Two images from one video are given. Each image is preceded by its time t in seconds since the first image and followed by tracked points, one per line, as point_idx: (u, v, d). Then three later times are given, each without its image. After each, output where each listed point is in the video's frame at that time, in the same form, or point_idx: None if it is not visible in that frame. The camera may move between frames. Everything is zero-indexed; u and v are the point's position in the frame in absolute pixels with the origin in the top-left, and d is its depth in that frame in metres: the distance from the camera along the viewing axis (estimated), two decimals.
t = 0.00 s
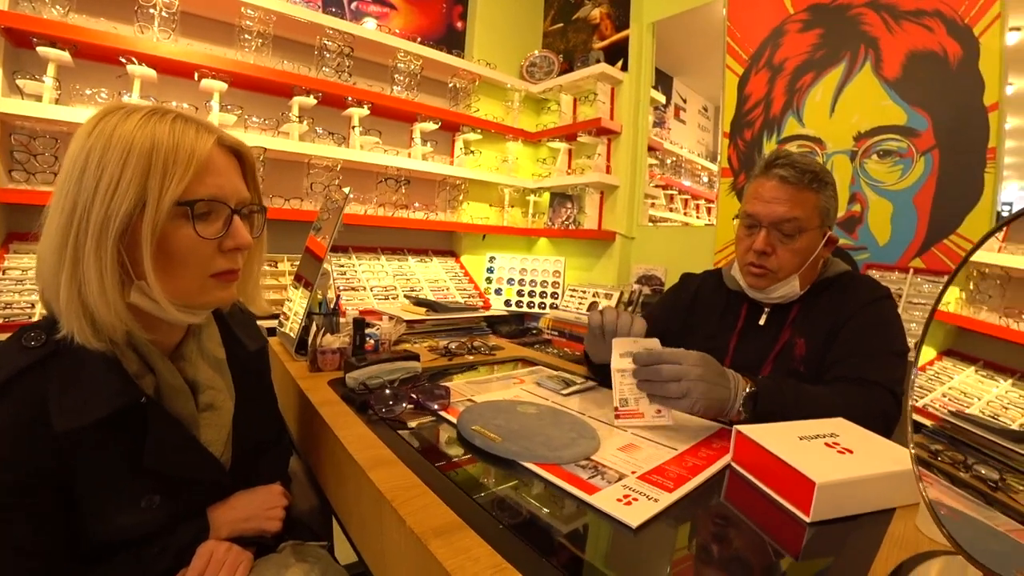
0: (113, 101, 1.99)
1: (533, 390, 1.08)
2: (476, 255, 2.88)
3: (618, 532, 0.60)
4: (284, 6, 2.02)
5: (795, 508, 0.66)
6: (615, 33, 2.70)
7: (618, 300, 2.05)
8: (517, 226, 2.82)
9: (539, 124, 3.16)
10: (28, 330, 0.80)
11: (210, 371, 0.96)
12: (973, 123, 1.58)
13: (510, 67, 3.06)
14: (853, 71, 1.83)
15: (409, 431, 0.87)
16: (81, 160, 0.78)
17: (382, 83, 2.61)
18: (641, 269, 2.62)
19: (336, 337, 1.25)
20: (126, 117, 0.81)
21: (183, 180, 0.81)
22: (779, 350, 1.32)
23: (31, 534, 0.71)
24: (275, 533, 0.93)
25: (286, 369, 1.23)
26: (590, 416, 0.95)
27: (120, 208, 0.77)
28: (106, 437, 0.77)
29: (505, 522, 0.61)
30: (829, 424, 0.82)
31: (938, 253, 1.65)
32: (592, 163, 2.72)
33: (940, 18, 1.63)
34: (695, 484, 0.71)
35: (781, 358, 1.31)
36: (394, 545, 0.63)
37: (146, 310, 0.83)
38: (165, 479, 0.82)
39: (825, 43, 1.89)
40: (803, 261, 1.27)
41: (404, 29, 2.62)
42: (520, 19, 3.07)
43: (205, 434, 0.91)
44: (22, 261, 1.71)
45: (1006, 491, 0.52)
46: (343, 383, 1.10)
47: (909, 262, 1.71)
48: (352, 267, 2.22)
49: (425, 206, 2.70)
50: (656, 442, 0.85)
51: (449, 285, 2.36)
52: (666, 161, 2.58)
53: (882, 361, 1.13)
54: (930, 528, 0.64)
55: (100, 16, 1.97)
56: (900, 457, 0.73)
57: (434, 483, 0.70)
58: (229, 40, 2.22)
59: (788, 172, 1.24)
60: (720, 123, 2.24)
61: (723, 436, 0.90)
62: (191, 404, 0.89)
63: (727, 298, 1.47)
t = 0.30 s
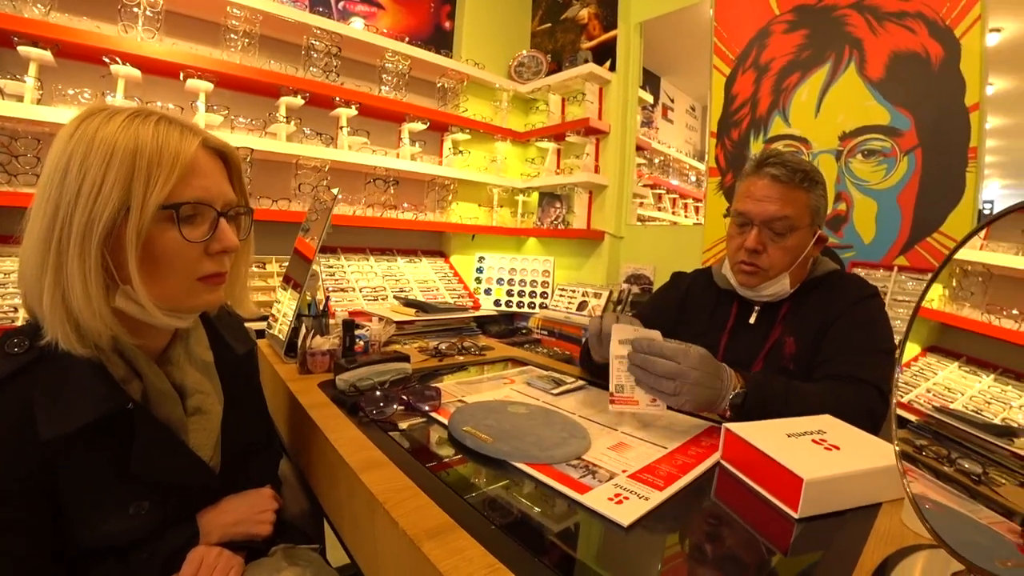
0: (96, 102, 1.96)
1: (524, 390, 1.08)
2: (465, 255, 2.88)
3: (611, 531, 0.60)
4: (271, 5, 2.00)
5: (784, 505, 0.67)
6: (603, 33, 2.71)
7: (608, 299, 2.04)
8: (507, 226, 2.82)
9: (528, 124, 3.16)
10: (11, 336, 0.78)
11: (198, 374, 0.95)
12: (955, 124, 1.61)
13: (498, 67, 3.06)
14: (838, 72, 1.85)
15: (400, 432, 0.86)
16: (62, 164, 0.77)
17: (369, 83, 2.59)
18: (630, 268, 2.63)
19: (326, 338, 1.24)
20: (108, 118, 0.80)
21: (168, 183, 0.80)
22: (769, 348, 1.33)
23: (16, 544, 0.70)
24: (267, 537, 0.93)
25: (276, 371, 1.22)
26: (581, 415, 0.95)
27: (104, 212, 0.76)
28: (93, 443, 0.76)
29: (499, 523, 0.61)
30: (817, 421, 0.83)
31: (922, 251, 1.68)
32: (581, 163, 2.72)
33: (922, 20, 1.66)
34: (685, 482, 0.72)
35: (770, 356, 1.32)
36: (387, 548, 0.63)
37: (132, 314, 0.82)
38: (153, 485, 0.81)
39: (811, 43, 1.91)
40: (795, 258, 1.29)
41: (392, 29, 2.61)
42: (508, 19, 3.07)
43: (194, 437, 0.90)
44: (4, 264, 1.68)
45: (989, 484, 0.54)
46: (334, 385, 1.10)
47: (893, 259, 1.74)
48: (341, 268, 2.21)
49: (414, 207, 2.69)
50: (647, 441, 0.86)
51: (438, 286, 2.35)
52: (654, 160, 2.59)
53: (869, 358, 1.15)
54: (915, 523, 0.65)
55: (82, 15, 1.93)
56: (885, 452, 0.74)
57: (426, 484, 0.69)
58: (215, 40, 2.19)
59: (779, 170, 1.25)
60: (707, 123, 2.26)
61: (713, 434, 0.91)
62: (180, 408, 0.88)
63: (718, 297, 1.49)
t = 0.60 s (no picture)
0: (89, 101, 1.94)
1: (524, 392, 1.08)
2: (461, 255, 2.87)
3: (614, 533, 0.60)
4: (265, 4, 1.99)
5: (785, 506, 0.67)
6: (598, 33, 2.71)
7: (604, 299, 2.03)
8: (502, 226, 2.81)
9: (523, 124, 3.16)
10: (8, 341, 0.77)
11: (196, 378, 0.95)
12: (949, 125, 1.62)
13: (494, 67, 3.05)
14: (833, 73, 1.86)
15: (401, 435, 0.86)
16: (61, 166, 0.76)
17: (365, 82, 2.58)
18: (626, 268, 2.63)
19: (325, 340, 1.24)
20: (107, 120, 0.79)
21: (169, 186, 0.79)
22: (767, 349, 1.34)
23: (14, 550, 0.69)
24: (267, 541, 0.92)
25: (274, 373, 1.21)
26: (582, 417, 0.95)
27: (104, 215, 0.75)
28: (92, 447, 0.75)
29: (505, 527, 0.60)
30: (817, 422, 0.83)
31: (915, 251, 1.69)
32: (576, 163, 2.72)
33: (916, 22, 1.67)
34: (687, 484, 0.72)
35: (769, 357, 1.33)
36: (390, 553, 0.63)
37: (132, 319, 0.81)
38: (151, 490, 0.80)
39: (805, 45, 1.92)
40: (794, 258, 1.29)
41: (388, 28, 2.60)
42: (503, 19, 3.07)
43: (193, 440, 0.90)
44: None
45: (984, 483, 0.54)
46: (333, 388, 1.09)
47: (888, 259, 1.75)
48: (337, 268, 2.20)
49: (409, 206, 2.68)
50: (648, 443, 0.86)
51: (434, 286, 2.33)
52: (649, 160, 2.60)
53: (866, 359, 1.16)
54: (916, 524, 0.65)
55: (74, 12, 1.91)
56: (885, 454, 0.74)
57: (428, 488, 0.69)
58: (209, 38, 2.17)
59: (778, 171, 1.26)
60: (703, 124, 2.27)
61: (713, 435, 0.91)
62: (180, 412, 0.87)
63: (716, 298, 1.49)
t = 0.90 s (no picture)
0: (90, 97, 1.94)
1: (527, 392, 1.08)
2: (462, 254, 2.87)
3: (620, 535, 0.60)
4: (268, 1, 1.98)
5: (789, 508, 0.67)
6: (601, 33, 2.71)
7: (605, 299, 1.99)
8: (503, 226, 2.81)
9: (525, 123, 3.15)
10: (9, 337, 0.77)
11: (199, 374, 0.95)
12: (951, 128, 1.62)
13: (496, 66, 3.05)
14: (836, 75, 1.86)
15: (405, 435, 0.86)
16: (65, 161, 0.76)
17: (367, 80, 2.57)
18: (627, 268, 2.63)
19: (327, 339, 1.23)
20: (111, 116, 0.79)
21: (173, 182, 0.79)
22: (769, 351, 1.34)
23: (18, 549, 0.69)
24: (269, 540, 0.93)
25: (276, 372, 1.21)
26: (584, 418, 0.95)
27: (108, 210, 0.75)
28: (93, 444, 0.75)
29: (511, 528, 0.60)
30: (821, 425, 0.83)
31: (917, 254, 1.69)
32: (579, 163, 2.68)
33: (920, 24, 1.67)
34: (691, 486, 0.72)
35: (771, 359, 1.33)
36: (396, 552, 0.63)
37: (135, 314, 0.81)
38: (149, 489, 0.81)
39: (809, 46, 1.92)
40: (795, 260, 1.29)
41: (390, 26, 2.59)
42: (506, 18, 3.07)
43: (195, 438, 0.90)
44: None
45: (984, 486, 0.54)
46: (335, 387, 1.09)
47: (889, 262, 1.76)
48: (338, 266, 2.20)
49: (411, 205, 2.68)
50: (651, 444, 0.86)
51: (435, 284, 2.33)
52: (650, 160, 2.60)
53: (868, 362, 1.16)
54: (920, 526, 0.65)
55: (76, 8, 1.90)
56: (889, 457, 0.74)
57: (432, 488, 0.69)
58: (212, 35, 2.17)
59: (777, 174, 1.25)
60: (705, 124, 2.27)
61: (716, 436, 0.91)
62: (181, 409, 0.87)
63: (718, 299, 1.49)
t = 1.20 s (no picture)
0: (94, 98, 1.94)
1: (528, 394, 1.08)
2: (463, 255, 2.88)
3: (623, 537, 0.60)
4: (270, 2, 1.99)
5: (791, 511, 0.67)
6: (603, 34, 2.71)
7: (606, 300, 2.00)
8: (505, 226, 2.82)
9: (526, 124, 3.16)
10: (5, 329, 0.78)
11: (191, 366, 0.96)
12: (953, 129, 1.62)
13: (497, 66, 3.05)
14: (837, 76, 1.86)
15: (407, 436, 0.86)
16: (60, 153, 0.78)
17: (369, 81, 2.58)
18: (628, 269, 2.64)
19: (329, 340, 1.24)
20: (105, 110, 0.81)
21: (165, 172, 0.82)
22: (770, 352, 1.34)
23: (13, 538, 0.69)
24: (271, 540, 0.94)
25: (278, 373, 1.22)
26: (586, 420, 0.96)
27: (102, 199, 0.77)
28: (88, 433, 0.76)
29: (514, 529, 0.61)
30: (822, 427, 0.83)
31: (918, 256, 1.69)
32: (579, 164, 2.69)
33: (922, 26, 1.67)
34: (693, 488, 0.72)
35: (772, 360, 1.33)
36: (398, 553, 0.63)
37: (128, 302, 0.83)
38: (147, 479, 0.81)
39: (810, 47, 1.92)
40: (797, 264, 1.29)
41: (392, 27, 2.60)
42: (508, 18, 3.07)
43: (188, 429, 0.91)
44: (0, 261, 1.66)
45: (985, 488, 0.54)
46: (338, 388, 1.09)
47: (891, 263, 1.76)
48: (340, 267, 2.20)
49: (412, 205, 2.68)
50: (652, 446, 0.86)
51: (436, 285, 2.34)
52: (651, 161, 2.60)
53: (868, 363, 1.16)
54: (921, 529, 0.65)
55: (79, 9, 1.91)
56: (891, 460, 0.74)
57: (435, 489, 0.70)
58: (214, 35, 2.17)
59: (778, 179, 1.25)
60: (707, 126, 2.27)
61: (717, 439, 0.91)
62: (175, 398, 0.88)
63: (719, 301, 1.50)
